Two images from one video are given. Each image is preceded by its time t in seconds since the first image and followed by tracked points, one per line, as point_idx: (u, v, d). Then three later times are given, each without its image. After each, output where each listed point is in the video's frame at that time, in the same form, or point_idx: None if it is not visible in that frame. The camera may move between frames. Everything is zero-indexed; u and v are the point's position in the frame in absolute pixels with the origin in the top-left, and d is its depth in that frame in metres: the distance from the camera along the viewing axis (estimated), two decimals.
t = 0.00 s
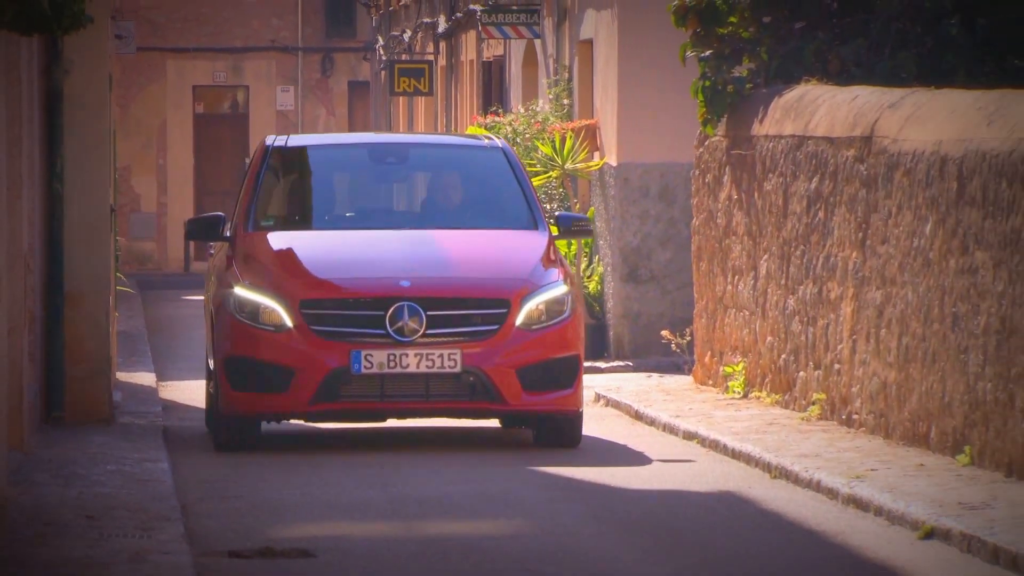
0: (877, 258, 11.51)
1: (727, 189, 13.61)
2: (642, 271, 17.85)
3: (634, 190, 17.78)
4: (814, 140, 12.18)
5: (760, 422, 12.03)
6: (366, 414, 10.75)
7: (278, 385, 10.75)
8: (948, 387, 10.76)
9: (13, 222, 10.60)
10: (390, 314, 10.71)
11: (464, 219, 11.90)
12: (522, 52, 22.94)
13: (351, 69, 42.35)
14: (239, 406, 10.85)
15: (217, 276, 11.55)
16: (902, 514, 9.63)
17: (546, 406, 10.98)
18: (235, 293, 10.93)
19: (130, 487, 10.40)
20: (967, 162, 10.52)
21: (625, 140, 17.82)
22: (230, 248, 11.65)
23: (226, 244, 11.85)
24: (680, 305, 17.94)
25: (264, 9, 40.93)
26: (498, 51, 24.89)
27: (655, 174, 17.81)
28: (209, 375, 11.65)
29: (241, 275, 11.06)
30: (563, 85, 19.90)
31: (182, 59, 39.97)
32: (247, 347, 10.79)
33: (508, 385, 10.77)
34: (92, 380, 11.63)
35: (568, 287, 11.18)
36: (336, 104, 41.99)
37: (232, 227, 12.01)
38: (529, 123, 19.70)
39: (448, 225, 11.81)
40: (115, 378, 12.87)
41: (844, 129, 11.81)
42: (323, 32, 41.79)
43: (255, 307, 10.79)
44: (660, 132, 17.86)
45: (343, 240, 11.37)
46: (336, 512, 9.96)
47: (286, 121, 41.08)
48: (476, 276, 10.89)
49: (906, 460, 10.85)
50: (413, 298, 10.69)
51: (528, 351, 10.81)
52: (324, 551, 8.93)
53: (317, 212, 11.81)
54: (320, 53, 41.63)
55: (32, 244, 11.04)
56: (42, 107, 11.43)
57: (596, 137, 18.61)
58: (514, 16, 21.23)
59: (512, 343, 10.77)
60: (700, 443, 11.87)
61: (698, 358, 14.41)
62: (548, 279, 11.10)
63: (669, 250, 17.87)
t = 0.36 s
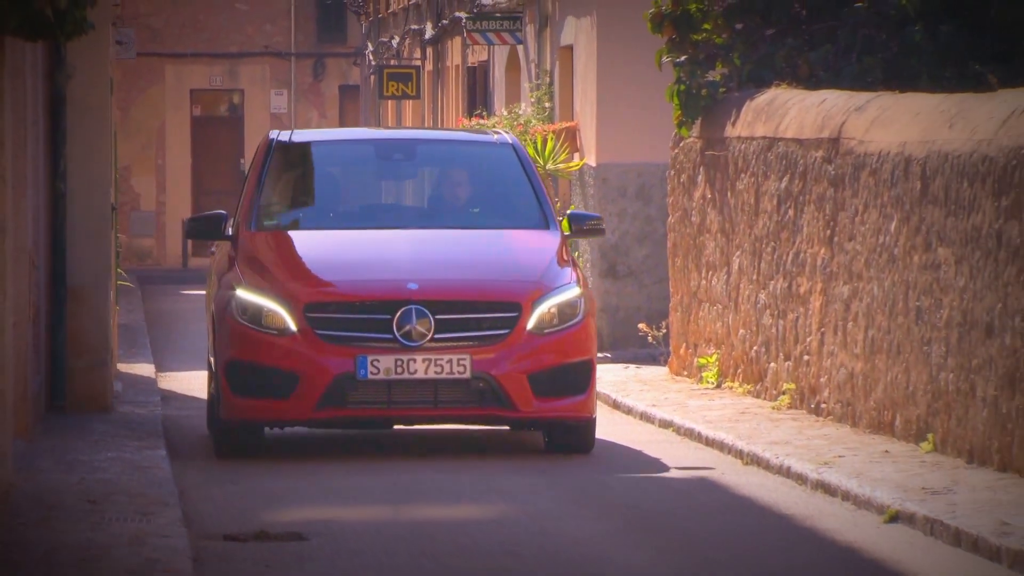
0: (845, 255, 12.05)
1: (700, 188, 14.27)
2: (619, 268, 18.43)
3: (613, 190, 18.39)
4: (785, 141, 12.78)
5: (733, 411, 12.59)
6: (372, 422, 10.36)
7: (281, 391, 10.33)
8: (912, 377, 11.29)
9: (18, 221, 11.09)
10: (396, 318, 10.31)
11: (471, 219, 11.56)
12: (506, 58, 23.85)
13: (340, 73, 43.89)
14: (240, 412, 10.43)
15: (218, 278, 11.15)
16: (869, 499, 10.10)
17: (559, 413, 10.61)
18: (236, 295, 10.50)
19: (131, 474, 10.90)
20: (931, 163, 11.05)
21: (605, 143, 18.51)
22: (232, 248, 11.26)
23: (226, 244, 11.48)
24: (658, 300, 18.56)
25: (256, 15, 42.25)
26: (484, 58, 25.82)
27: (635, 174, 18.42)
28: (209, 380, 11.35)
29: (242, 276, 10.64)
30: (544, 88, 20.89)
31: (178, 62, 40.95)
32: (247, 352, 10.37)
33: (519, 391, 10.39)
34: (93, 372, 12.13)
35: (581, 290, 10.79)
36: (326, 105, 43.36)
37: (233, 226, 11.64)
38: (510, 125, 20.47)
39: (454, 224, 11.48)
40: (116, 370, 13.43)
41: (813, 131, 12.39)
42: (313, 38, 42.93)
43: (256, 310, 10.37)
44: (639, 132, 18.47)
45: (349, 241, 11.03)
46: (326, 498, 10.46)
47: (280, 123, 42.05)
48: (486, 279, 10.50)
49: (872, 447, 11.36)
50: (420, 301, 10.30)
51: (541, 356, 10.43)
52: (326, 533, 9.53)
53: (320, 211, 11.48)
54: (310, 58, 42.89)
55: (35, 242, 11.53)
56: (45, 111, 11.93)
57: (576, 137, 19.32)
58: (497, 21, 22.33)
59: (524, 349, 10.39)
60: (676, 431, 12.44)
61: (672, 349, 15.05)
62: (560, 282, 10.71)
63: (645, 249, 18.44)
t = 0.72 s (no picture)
0: (815, 248, 12.59)
1: (677, 185, 14.92)
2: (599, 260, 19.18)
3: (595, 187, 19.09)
4: (758, 140, 13.36)
5: (708, 398, 13.18)
6: (384, 428, 10.00)
7: (288, 395, 9.98)
8: (879, 366, 11.82)
9: (22, 216, 11.64)
10: (409, 319, 9.94)
11: (482, 215, 11.26)
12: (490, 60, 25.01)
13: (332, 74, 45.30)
14: (245, 417, 10.08)
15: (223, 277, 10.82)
16: (837, 482, 10.59)
17: (578, 418, 10.25)
18: (243, 296, 10.15)
19: (130, 458, 11.42)
20: (897, 160, 11.58)
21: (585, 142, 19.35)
22: (237, 246, 10.92)
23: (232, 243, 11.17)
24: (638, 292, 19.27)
25: (253, 19, 43.82)
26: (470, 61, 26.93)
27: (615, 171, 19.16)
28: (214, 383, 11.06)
29: (248, 276, 10.30)
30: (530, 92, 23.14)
31: (177, 64, 42.69)
32: (253, 354, 10.01)
33: (536, 396, 10.03)
34: (95, 360, 12.69)
35: (600, 290, 10.43)
36: (318, 104, 45.02)
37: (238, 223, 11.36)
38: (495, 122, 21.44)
39: (464, 220, 11.18)
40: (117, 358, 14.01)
41: (785, 130, 12.94)
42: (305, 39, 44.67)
43: (263, 312, 10.02)
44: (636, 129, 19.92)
45: (359, 239, 10.69)
46: (316, 484, 10.94)
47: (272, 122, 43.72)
48: (501, 279, 10.13)
49: (841, 432, 11.88)
50: (433, 302, 9.94)
51: (559, 359, 10.07)
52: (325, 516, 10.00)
53: (326, 207, 11.17)
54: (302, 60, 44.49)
55: (39, 235, 12.08)
56: (48, 109, 12.47)
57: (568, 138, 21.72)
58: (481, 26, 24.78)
59: (541, 352, 10.02)
60: (653, 418, 13.02)
61: (650, 338, 15.71)
62: (578, 281, 10.35)
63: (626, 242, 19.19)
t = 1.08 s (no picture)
0: (788, 235, 13.17)
1: (657, 174, 15.53)
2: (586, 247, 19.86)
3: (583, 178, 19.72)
4: (734, 131, 13.96)
5: (686, 378, 13.78)
6: (403, 424, 9.72)
7: (304, 390, 9.69)
8: (849, 347, 12.37)
9: (28, 203, 12.21)
10: (428, 309, 9.66)
11: (500, 203, 10.92)
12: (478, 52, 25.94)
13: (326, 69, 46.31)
14: (258, 413, 9.80)
15: (234, 266, 10.53)
16: (809, 458, 11.06)
17: (605, 412, 9.97)
18: (255, 286, 9.86)
19: (132, 437, 11.94)
20: (867, 150, 12.12)
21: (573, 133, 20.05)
22: (247, 235, 10.62)
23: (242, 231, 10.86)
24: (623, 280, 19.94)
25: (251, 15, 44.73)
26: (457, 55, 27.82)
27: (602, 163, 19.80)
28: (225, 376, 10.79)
29: (259, 266, 10.01)
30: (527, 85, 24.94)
31: (178, 59, 43.66)
32: (266, 347, 9.73)
33: (562, 390, 9.75)
34: (98, 341, 13.26)
35: (626, 279, 10.14)
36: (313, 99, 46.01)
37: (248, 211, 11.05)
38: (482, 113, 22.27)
39: (482, 207, 10.85)
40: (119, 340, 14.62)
41: (760, 121, 13.54)
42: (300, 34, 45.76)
43: (275, 302, 9.74)
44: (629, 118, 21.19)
45: (375, 227, 10.39)
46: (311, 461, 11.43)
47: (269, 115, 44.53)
48: (522, 267, 9.84)
49: (813, 411, 12.42)
50: (453, 291, 9.66)
51: (585, 351, 9.79)
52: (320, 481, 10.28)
53: (339, 194, 10.84)
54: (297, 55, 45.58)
55: (45, 221, 12.65)
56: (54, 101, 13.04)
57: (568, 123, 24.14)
58: (470, 23, 26.33)
59: (567, 343, 9.74)
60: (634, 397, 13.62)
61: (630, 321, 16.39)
62: (605, 270, 10.06)
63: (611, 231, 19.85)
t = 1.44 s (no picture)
0: (756, 222, 13.79)
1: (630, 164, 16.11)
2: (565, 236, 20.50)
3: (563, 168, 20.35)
4: (704, 122, 14.57)
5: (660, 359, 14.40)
6: (420, 426, 9.15)
7: (316, 389, 9.13)
8: (814, 330, 12.96)
9: (30, 192, 12.79)
10: (449, 303, 9.10)
11: (519, 190, 10.38)
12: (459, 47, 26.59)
13: (313, 62, 46.95)
14: (265, 413, 9.22)
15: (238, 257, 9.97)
16: (776, 434, 11.53)
17: (633, 414, 9.42)
18: (263, 278, 9.29)
19: (129, 416, 12.46)
20: (831, 141, 12.69)
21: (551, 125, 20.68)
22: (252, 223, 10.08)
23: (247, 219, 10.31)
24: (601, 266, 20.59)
25: (240, 10, 45.43)
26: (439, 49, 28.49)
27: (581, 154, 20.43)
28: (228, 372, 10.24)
29: (266, 256, 9.45)
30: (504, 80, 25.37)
31: (172, 53, 44.24)
32: (274, 343, 9.15)
33: (590, 390, 9.21)
34: (94, 324, 13.85)
35: (656, 272, 9.60)
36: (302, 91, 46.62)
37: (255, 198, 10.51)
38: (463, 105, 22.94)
39: (500, 195, 10.31)
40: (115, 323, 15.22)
41: (728, 113, 14.15)
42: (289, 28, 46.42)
43: (284, 295, 9.18)
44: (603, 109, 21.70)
45: (390, 215, 9.86)
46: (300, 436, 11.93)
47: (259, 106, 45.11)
48: (544, 259, 9.31)
49: (780, 390, 12.99)
50: (473, 284, 9.11)
51: (614, 349, 9.24)
52: (308, 453, 10.75)
53: (350, 180, 10.32)
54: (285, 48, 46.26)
55: (44, 209, 13.24)
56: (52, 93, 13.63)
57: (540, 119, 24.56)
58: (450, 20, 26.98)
59: (594, 340, 9.19)
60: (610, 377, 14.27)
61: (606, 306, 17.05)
62: (634, 263, 9.52)
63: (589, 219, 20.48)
